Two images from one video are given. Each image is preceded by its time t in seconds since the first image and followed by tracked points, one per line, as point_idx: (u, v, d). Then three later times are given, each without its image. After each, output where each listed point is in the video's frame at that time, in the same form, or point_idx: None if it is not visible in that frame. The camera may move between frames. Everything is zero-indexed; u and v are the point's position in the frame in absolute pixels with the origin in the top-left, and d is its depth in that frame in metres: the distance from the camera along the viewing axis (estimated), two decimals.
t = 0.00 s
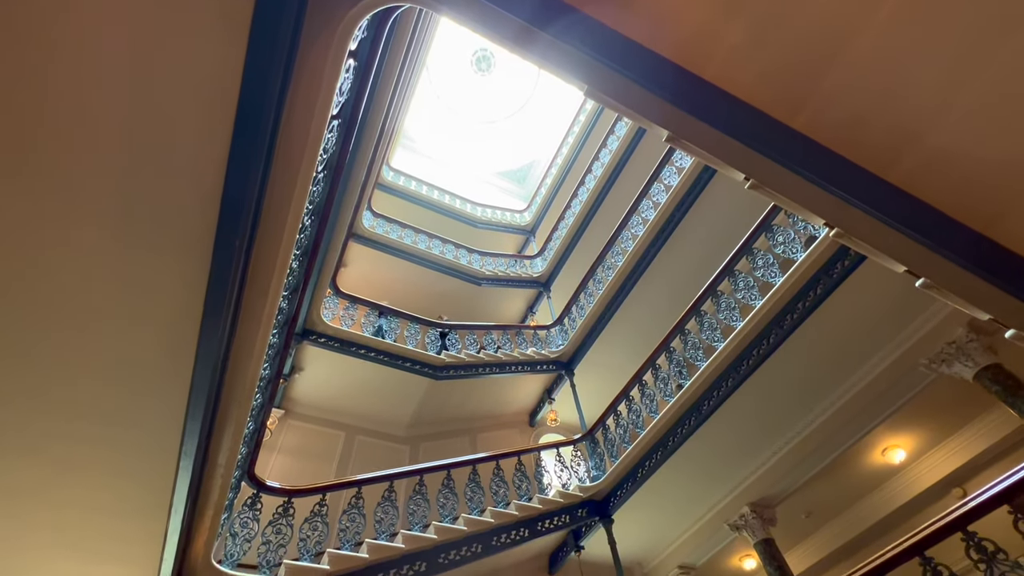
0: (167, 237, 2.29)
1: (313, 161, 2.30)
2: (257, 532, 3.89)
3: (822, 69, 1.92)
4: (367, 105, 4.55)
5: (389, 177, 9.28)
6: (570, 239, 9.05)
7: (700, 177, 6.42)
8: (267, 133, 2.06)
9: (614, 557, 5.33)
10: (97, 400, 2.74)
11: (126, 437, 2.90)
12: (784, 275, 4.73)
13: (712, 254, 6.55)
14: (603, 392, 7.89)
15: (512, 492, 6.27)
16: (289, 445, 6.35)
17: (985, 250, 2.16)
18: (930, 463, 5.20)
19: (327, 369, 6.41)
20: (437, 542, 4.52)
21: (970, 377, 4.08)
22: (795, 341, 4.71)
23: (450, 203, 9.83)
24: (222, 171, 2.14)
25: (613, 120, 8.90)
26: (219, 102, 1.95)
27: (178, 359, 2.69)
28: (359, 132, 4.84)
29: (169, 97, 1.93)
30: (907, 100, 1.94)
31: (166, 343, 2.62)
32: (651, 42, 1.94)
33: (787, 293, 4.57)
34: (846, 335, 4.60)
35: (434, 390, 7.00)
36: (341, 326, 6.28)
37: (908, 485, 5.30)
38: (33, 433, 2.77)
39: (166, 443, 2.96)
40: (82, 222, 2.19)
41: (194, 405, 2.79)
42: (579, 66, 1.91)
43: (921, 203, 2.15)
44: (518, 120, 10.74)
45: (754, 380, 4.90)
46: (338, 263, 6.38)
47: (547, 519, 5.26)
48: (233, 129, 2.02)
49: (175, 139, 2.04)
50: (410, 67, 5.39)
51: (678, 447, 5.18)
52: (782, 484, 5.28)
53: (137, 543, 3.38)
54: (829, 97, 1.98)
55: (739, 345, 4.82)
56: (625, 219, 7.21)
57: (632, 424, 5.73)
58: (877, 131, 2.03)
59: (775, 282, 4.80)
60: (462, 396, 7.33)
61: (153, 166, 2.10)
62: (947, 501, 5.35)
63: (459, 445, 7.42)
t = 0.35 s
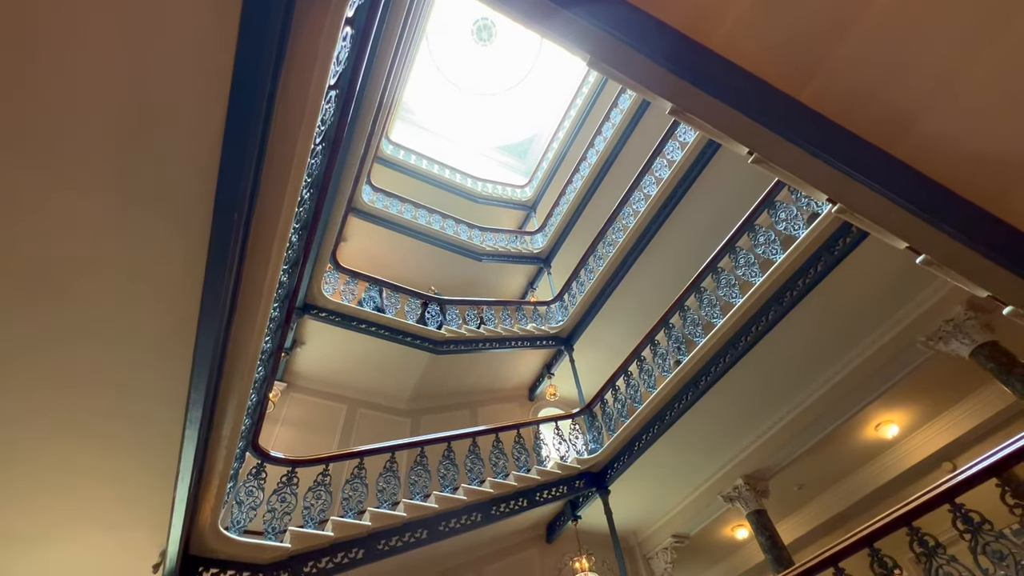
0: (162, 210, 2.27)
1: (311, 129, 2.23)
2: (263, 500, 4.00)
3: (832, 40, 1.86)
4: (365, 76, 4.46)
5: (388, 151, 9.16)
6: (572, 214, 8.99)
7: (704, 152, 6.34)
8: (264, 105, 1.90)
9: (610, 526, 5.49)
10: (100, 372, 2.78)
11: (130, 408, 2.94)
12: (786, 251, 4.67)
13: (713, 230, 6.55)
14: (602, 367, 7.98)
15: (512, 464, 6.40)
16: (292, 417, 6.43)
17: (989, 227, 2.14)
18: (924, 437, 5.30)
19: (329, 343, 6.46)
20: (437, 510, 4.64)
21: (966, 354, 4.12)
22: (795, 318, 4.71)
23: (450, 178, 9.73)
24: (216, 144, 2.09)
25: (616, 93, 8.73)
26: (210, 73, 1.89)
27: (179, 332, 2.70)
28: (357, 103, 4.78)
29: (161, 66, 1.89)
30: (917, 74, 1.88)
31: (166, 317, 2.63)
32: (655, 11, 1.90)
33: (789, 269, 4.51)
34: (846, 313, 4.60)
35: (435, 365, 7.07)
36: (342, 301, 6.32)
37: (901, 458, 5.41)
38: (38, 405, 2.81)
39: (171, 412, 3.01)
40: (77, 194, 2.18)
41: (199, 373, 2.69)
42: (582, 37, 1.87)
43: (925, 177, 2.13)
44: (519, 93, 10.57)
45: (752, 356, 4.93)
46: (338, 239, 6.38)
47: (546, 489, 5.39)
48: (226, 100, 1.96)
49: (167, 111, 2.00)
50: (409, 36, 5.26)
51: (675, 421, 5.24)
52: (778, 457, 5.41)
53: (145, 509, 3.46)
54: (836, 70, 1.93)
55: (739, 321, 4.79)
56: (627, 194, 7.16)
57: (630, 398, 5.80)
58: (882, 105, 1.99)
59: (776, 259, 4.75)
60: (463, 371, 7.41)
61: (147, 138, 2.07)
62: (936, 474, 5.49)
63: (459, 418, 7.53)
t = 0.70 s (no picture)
0: (155, 178, 2.24)
1: (306, 96, 2.17)
2: (265, 466, 4.10)
3: (840, 5, 1.80)
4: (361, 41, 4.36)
5: (386, 119, 8.99)
6: (572, 187, 8.92)
7: (707, 124, 6.25)
8: (256, 68, 1.85)
9: (603, 493, 5.64)
10: (98, 341, 2.79)
11: (130, 377, 2.96)
12: (785, 226, 4.65)
13: (712, 204, 6.53)
14: (599, 340, 8.05)
15: (509, 433, 6.54)
16: (293, 386, 6.49)
17: (990, 201, 2.12)
18: (913, 411, 5.41)
19: (328, 314, 6.49)
20: (435, 477, 4.75)
21: (959, 330, 4.16)
22: (792, 292, 4.70)
23: (449, 148, 9.58)
24: (208, 110, 2.03)
25: (619, 62, 8.54)
26: (198, 33, 1.82)
27: (175, 301, 2.69)
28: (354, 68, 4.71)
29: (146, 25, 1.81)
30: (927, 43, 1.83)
31: (162, 286, 2.62)
32: None
33: (788, 244, 4.50)
34: (844, 288, 4.61)
35: (433, 336, 7.12)
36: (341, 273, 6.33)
37: (890, 430, 5.54)
38: (37, 373, 2.83)
39: (171, 380, 3.04)
40: (67, 160, 2.13)
41: (199, 339, 2.69)
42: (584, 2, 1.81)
43: (929, 151, 2.10)
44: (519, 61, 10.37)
45: (749, 330, 4.96)
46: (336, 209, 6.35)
47: (542, 458, 5.52)
48: (215, 62, 1.90)
49: (157, 77, 1.94)
50: None
51: (670, 393, 5.29)
52: (769, 429, 5.53)
53: (149, 474, 3.54)
54: (845, 39, 1.88)
55: (738, 293, 4.80)
56: (628, 167, 7.10)
57: (626, 370, 5.88)
58: (888, 74, 1.95)
59: (775, 234, 4.74)
60: (461, 343, 7.48)
61: (137, 103, 2.02)
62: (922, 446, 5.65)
63: (458, 389, 7.62)
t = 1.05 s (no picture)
0: (144, 142, 2.18)
1: (299, 56, 2.13)
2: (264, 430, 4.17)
3: None
4: None
5: (381, 85, 8.75)
6: (571, 157, 8.80)
7: (710, 94, 6.13)
8: (247, 22, 1.74)
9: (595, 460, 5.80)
10: (94, 308, 2.78)
11: (127, 343, 2.97)
12: (784, 199, 4.62)
13: (712, 177, 6.49)
14: (594, 311, 8.12)
15: (503, 401, 6.65)
16: (290, 353, 6.56)
17: (987, 173, 2.12)
18: (900, 384, 5.53)
19: (325, 282, 6.49)
20: (431, 443, 4.86)
21: (950, 306, 4.22)
22: (788, 267, 4.71)
23: (446, 116, 9.39)
24: (197, 69, 1.96)
25: (622, 28, 8.28)
26: None
27: (169, 267, 2.67)
28: (348, 29, 4.56)
29: None
30: (938, 12, 1.78)
31: (155, 253, 2.60)
32: None
33: (786, 217, 4.49)
34: (840, 263, 4.62)
35: (430, 306, 7.15)
36: (337, 241, 6.29)
37: (876, 403, 5.68)
38: (33, 339, 2.83)
39: (168, 346, 3.04)
40: (53, 123, 2.08)
41: (195, 304, 2.63)
42: None
43: (931, 122, 2.07)
44: (519, 25, 10.06)
45: (744, 304, 5.00)
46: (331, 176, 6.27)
47: (536, 426, 5.64)
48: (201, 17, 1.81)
49: (142, 33, 1.86)
50: None
51: (663, 364, 5.37)
52: (759, 400, 5.65)
53: (151, 437, 3.61)
54: (854, 5, 1.81)
55: (735, 266, 4.81)
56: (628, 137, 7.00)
57: (620, 341, 5.95)
58: (897, 43, 1.89)
59: (774, 207, 4.71)
60: (458, 313, 7.52)
61: (122, 62, 1.94)
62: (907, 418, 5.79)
63: (454, 358, 7.71)
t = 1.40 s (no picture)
0: (126, 100, 2.10)
1: (287, 10, 2.04)
2: (259, 391, 4.26)
3: None
4: None
5: (375, 44, 8.45)
6: (569, 125, 8.63)
7: (712, 61, 5.97)
8: None
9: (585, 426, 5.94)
10: (84, 270, 2.75)
11: (119, 306, 2.95)
12: (782, 171, 4.58)
13: (710, 147, 6.43)
14: (588, 280, 8.17)
15: (496, 367, 6.75)
16: (284, 318, 6.57)
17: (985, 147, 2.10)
18: (884, 357, 5.65)
19: (318, 248, 6.44)
20: (424, 408, 4.95)
21: (938, 281, 4.24)
22: (782, 240, 4.71)
23: (443, 79, 9.13)
24: (179, 24, 1.85)
25: None
26: None
27: (157, 230, 2.62)
28: None
29: None
30: None
31: (143, 215, 2.54)
32: None
33: (783, 189, 4.45)
34: (833, 237, 4.64)
35: (424, 273, 7.14)
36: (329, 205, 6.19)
37: (859, 375, 5.82)
38: (25, 300, 2.80)
39: (160, 309, 3.03)
40: (30, 78, 1.98)
41: (187, 268, 2.58)
42: None
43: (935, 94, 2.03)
44: None
45: (736, 276, 5.03)
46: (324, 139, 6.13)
47: (528, 392, 5.74)
48: None
49: None
50: None
51: (654, 334, 5.44)
52: (746, 370, 5.77)
53: (147, 397, 3.64)
54: None
55: (730, 237, 4.81)
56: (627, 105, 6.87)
57: (613, 311, 5.99)
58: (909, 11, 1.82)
59: (771, 179, 4.67)
60: (452, 281, 7.53)
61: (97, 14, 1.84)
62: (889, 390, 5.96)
63: (448, 325, 7.76)
